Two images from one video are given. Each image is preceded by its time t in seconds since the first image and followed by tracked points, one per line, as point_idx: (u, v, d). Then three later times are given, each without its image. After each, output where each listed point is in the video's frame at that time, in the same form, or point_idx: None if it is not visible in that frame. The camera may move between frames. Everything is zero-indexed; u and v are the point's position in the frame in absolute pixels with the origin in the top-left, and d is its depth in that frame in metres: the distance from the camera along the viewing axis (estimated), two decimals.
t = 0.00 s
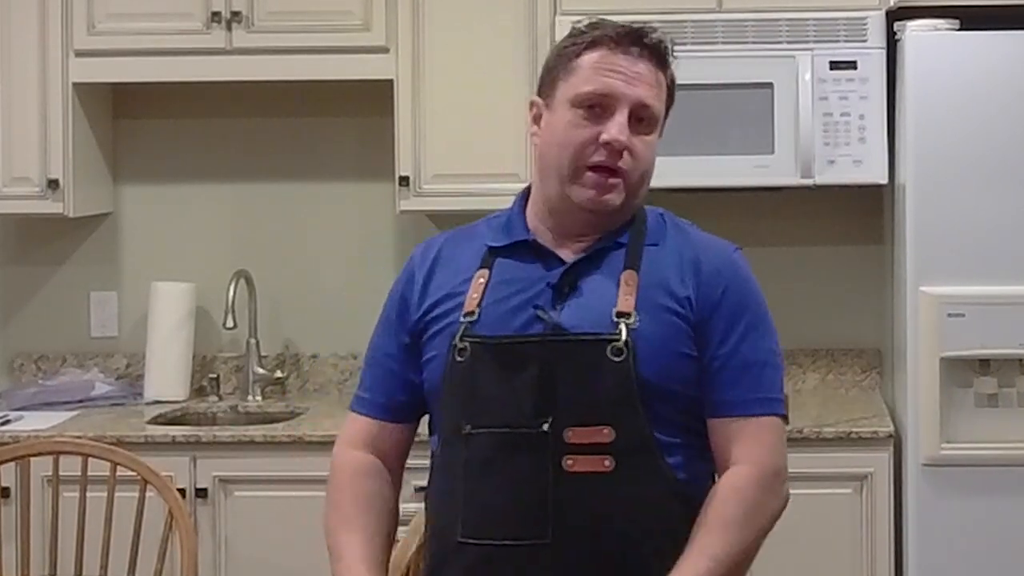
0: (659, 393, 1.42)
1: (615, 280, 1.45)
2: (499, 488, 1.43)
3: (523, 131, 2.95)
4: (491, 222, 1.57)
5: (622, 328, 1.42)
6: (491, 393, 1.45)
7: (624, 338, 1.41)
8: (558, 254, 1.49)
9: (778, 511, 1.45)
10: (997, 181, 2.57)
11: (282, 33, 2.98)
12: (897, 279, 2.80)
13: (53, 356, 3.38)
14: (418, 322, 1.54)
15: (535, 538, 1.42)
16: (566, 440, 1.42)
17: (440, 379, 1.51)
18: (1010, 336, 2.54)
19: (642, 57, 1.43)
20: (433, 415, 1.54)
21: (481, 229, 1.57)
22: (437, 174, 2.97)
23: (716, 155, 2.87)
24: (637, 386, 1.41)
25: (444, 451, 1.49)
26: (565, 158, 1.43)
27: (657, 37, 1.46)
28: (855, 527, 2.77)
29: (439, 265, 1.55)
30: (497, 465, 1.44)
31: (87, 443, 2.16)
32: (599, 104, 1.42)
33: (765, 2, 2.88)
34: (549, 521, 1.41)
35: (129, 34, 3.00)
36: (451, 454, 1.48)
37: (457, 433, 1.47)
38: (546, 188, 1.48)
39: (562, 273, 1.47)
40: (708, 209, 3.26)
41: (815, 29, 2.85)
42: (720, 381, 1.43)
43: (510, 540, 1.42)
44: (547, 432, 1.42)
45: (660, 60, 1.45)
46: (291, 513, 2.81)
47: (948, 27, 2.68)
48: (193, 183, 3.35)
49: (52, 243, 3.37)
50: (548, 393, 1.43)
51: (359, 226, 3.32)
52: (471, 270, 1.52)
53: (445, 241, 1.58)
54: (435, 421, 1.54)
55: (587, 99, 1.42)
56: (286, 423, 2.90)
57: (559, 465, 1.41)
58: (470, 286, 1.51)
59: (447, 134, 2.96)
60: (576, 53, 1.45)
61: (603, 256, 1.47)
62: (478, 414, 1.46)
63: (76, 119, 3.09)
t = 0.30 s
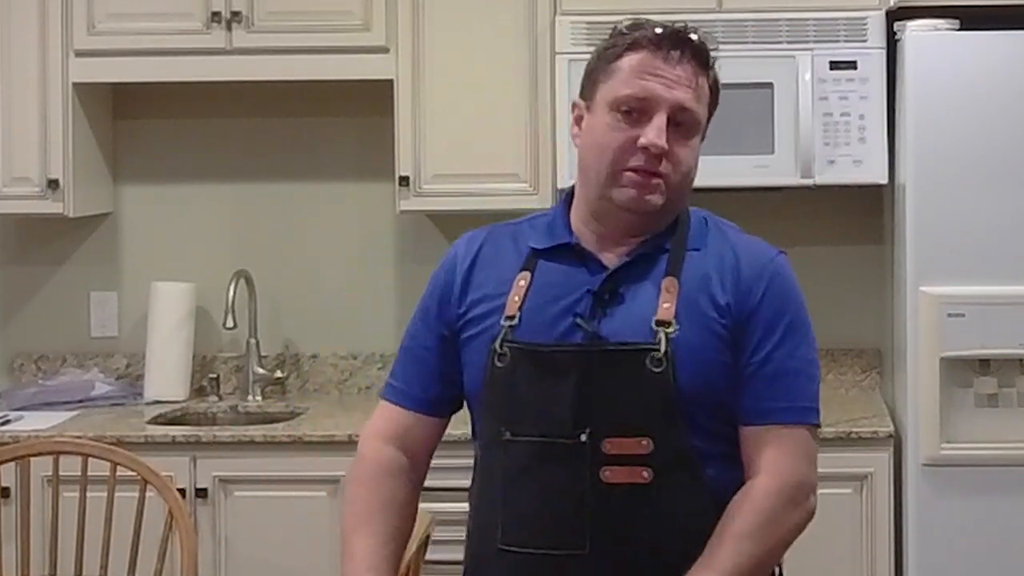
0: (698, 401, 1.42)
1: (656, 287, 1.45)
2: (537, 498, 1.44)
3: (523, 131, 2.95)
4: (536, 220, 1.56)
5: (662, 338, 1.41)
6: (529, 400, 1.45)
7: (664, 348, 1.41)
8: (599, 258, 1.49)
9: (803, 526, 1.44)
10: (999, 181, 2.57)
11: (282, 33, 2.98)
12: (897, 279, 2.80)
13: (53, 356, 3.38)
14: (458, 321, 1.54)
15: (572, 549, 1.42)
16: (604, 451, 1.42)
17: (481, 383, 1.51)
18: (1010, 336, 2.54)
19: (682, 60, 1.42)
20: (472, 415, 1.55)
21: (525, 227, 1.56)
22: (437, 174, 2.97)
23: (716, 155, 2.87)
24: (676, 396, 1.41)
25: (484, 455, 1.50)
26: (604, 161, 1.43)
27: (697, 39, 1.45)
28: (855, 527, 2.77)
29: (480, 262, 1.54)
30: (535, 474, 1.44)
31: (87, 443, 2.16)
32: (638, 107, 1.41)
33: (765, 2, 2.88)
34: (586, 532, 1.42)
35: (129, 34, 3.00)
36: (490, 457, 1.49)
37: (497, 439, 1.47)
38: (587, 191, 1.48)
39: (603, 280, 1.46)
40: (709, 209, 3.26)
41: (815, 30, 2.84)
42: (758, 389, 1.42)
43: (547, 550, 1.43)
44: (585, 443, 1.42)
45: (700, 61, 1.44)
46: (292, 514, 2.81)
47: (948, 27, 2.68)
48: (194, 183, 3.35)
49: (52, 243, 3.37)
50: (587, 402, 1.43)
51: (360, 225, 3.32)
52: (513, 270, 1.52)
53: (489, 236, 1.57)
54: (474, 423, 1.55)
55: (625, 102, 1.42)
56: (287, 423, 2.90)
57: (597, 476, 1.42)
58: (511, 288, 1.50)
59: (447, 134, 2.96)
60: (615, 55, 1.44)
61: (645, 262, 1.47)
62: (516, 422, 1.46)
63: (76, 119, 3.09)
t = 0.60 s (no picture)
0: (721, 410, 1.43)
1: (678, 300, 1.45)
2: (561, 513, 1.44)
3: (523, 131, 2.95)
4: (560, 227, 1.56)
5: (684, 351, 1.42)
6: (552, 414, 1.46)
7: (685, 362, 1.41)
8: (619, 268, 1.49)
9: (824, 536, 1.42)
10: (999, 181, 2.57)
11: (281, 33, 2.98)
12: (897, 278, 2.81)
13: (53, 356, 3.38)
14: (480, 330, 1.54)
15: (598, 565, 1.42)
16: (628, 467, 1.42)
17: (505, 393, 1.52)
18: (1011, 336, 2.54)
19: (684, 59, 1.43)
20: (496, 422, 1.56)
21: (549, 233, 1.56)
22: (437, 174, 2.97)
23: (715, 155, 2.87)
24: (697, 409, 1.41)
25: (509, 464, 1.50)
26: (617, 168, 1.43)
27: (698, 37, 1.45)
28: (855, 527, 2.77)
29: (502, 268, 1.54)
30: (559, 489, 1.44)
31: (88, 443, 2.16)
32: (646, 111, 1.41)
33: (765, 2, 2.88)
34: (612, 548, 1.42)
35: (129, 34, 3.00)
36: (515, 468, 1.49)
37: (522, 453, 1.47)
38: (605, 201, 1.48)
39: (624, 293, 1.47)
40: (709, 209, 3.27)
41: (816, 30, 2.84)
42: (782, 400, 1.41)
43: (573, 564, 1.43)
44: (609, 459, 1.42)
45: (704, 59, 1.44)
46: (293, 515, 2.81)
47: (948, 28, 2.68)
48: (194, 183, 3.35)
49: (52, 243, 3.37)
50: (610, 416, 1.43)
51: (361, 225, 3.32)
52: (536, 279, 1.52)
53: (510, 240, 1.57)
54: (498, 431, 1.55)
55: (633, 107, 1.42)
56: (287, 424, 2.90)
57: (621, 492, 1.42)
58: (535, 298, 1.51)
59: (447, 133, 2.96)
60: (617, 63, 1.45)
61: (665, 272, 1.47)
62: (539, 435, 1.46)
63: (76, 119, 3.08)
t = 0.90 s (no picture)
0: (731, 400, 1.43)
1: (682, 290, 1.46)
2: (569, 501, 1.43)
3: (523, 131, 2.95)
4: (562, 227, 1.56)
5: (691, 339, 1.42)
6: (559, 402, 1.45)
7: (693, 348, 1.42)
8: (622, 263, 1.49)
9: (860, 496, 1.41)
10: (999, 181, 2.57)
11: (281, 33, 2.98)
12: (897, 278, 2.81)
13: (54, 356, 3.38)
14: (484, 328, 1.53)
15: (608, 551, 1.41)
16: (637, 452, 1.41)
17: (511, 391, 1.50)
18: (1011, 336, 2.54)
19: (685, 56, 1.43)
20: (501, 420, 1.55)
21: (551, 234, 1.56)
22: (437, 174, 2.97)
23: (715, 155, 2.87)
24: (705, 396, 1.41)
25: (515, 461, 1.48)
26: (614, 163, 1.43)
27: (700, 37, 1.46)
28: (855, 527, 2.78)
29: (505, 267, 1.53)
30: (568, 477, 1.44)
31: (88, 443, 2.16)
32: (644, 107, 1.42)
33: (765, 2, 2.88)
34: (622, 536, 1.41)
35: (129, 34, 3.00)
36: (522, 462, 1.47)
37: (529, 444, 1.46)
38: (603, 196, 1.48)
39: (628, 284, 1.47)
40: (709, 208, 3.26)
41: (815, 30, 2.84)
42: (798, 386, 1.43)
43: (582, 552, 1.42)
44: (618, 445, 1.42)
45: (705, 58, 1.44)
46: (293, 515, 2.81)
47: (948, 27, 2.68)
48: (194, 182, 3.35)
49: (52, 242, 3.37)
50: (618, 404, 1.43)
51: (361, 225, 3.32)
52: (540, 277, 1.51)
53: (512, 241, 1.56)
54: (504, 430, 1.54)
55: (631, 103, 1.43)
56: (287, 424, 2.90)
57: (630, 478, 1.41)
58: (539, 294, 1.50)
59: (447, 134, 2.96)
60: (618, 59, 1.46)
61: (669, 264, 1.47)
62: (546, 425, 1.45)
63: (76, 118, 3.08)
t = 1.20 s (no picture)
0: (738, 399, 1.42)
1: (689, 291, 1.46)
2: (574, 497, 1.43)
3: (522, 131, 2.95)
4: (564, 231, 1.55)
5: (699, 337, 1.43)
6: (566, 399, 1.45)
7: (700, 347, 1.42)
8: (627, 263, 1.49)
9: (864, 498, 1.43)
10: (1000, 181, 2.57)
11: (281, 33, 2.98)
12: (897, 277, 2.81)
13: (53, 356, 3.38)
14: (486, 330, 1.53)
15: (613, 548, 1.41)
16: (644, 448, 1.41)
17: (513, 392, 1.50)
18: (1010, 336, 2.54)
19: (682, 63, 1.42)
20: (502, 423, 1.55)
21: (553, 238, 1.55)
22: (437, 174, 2.97)
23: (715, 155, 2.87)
24: (712, 395, 1.41)
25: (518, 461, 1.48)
26: (613, 171, 1.43)
27: (699, 41, 1.44)
28: (855, 528, 2.78)
29: (508, 269, 1.53)
30: (573, 472, 1.43)
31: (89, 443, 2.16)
32: (641, 115, 1.42)
33: (765, 2, 2.88)
34: (627, 532, 1.41)
35: (129, 34, 3.00)
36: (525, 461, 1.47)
37: (533, 442, 1.45)
38: (604, 201, 1.49)
39: (635, 283, 1.47)
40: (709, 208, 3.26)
41: (816, 30, 2.84)
42: (805, 386, 1.43)
43: (586, 548, 1.42)
44: (625, 440, 1.42)
45: (703, 64, 1.43)
46: (293, 515, 2.80)
47: (948, 27, 2.68)
48: (194, 183, 3.35)
49: (52, 242, 3.37)
50: (624, 401, 1.43)
51: (361, 225, 3.32)
52: (543, 279, 1.51)
53: (514, 245, 1.56)
54: (506, 431, 1.54)
55: (629, 111, 1.42)
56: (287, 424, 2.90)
57: (636, 473, 1.41)
58: (543, 295, 1.50)
59: (447, 133, 2.96)
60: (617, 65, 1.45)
61: (675, 265, 1.48)
62: (551, 422, 1.45)
63: (76, 118, 3.08)
